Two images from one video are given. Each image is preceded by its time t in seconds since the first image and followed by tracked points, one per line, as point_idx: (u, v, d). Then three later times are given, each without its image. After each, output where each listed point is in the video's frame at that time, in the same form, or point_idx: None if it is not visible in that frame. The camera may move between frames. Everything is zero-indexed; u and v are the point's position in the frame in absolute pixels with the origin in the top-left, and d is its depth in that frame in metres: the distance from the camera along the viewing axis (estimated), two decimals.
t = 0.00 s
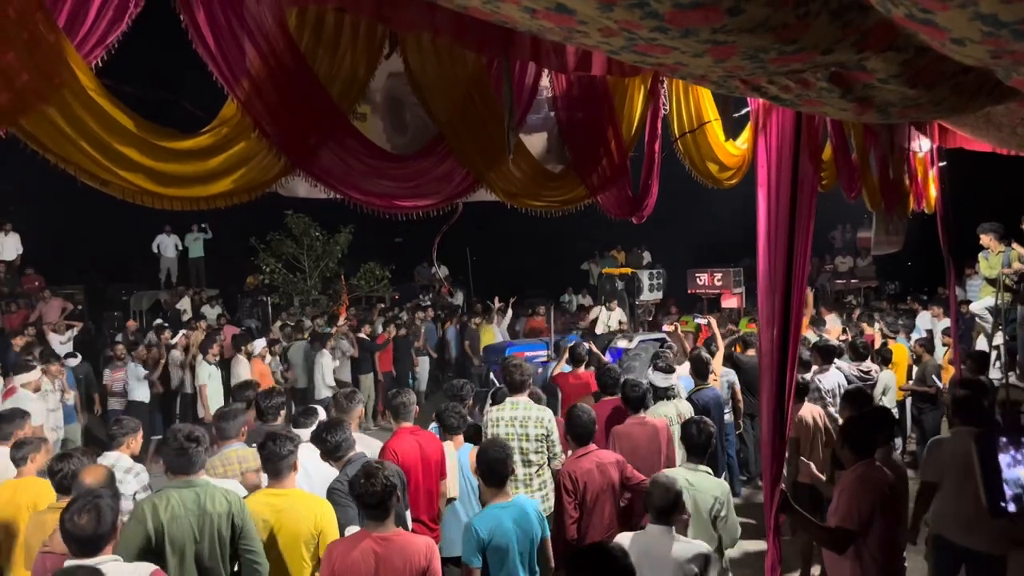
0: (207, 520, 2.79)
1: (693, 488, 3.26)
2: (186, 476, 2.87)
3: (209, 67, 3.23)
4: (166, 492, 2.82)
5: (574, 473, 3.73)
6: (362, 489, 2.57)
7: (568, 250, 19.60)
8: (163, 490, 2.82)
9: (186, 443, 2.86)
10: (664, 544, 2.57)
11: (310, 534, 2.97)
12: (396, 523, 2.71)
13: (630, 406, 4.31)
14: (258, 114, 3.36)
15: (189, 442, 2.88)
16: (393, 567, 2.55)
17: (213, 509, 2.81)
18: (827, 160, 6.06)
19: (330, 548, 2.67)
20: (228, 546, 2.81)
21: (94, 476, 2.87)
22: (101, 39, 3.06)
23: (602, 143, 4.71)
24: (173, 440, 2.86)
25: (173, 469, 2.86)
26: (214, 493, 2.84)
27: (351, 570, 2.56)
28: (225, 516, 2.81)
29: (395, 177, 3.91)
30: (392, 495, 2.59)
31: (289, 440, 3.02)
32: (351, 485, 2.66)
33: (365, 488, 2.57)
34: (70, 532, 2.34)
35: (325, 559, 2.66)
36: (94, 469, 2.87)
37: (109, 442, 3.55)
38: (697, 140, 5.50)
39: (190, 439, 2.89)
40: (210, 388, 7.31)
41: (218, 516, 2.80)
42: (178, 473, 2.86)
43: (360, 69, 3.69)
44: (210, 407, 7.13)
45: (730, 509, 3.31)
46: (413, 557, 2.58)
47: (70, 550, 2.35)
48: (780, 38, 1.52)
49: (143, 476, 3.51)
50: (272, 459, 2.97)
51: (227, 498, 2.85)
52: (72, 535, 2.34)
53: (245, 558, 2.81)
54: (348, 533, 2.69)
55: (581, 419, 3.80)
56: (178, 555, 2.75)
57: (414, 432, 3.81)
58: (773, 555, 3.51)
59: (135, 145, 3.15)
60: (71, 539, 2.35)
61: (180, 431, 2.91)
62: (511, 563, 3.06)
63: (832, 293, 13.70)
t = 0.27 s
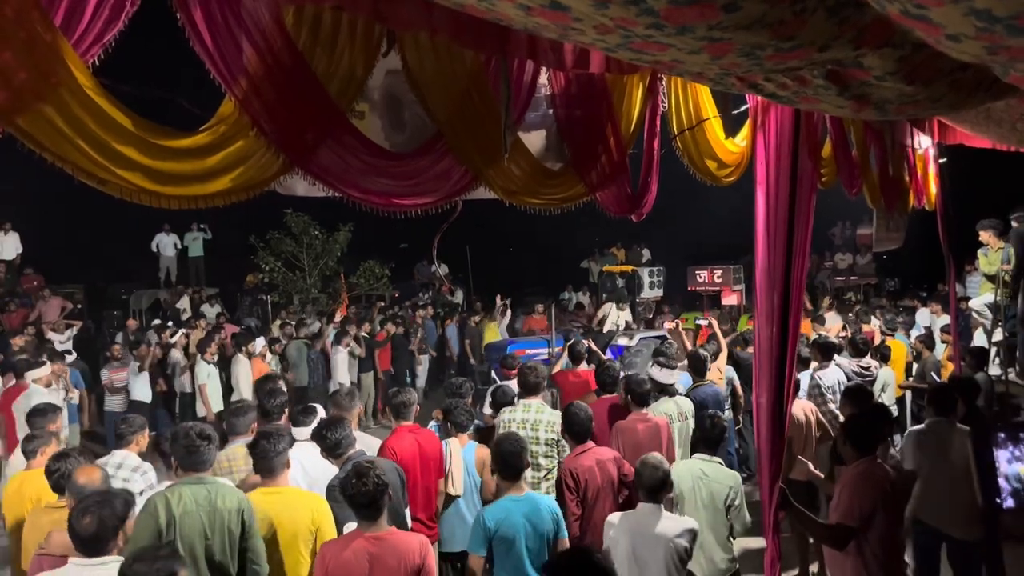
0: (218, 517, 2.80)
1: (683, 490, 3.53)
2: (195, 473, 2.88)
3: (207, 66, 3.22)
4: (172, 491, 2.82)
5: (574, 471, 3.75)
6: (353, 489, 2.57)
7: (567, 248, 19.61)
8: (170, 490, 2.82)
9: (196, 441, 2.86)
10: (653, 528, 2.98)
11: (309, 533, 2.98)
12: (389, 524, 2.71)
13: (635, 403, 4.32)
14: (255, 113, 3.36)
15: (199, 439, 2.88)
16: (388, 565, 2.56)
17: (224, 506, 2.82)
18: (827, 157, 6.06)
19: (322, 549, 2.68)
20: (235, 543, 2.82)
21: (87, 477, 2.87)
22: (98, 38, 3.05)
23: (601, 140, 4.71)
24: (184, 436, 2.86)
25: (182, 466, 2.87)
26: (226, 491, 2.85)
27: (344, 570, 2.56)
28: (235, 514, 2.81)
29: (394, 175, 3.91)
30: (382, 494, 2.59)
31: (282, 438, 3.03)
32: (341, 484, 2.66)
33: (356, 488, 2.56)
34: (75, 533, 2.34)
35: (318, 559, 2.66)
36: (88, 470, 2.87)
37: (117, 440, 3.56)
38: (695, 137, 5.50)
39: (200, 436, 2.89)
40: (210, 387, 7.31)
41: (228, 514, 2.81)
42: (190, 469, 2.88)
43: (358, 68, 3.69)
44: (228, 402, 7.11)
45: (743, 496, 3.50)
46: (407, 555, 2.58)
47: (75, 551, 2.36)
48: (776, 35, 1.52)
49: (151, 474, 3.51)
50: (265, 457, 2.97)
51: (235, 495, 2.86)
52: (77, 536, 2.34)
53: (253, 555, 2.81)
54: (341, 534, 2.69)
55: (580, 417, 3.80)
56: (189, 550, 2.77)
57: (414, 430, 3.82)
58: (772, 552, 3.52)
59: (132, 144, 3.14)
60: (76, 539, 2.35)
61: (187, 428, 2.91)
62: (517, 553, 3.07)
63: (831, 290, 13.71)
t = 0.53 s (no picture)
0: (223, 515, 2.84)
1: (694, 478, 3.77)
2: (196, 471, 2.93)
3: (201, 64, 3.22)
4: (175, 489, 2.86)
5: (572, 467, 3.77)
6: (345, 489, 2.57)
7: (566, 245, 19.62)
8: (172, 488, 2.86)
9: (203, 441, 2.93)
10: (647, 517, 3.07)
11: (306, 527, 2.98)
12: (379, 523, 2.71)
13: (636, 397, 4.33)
14: (250, 111, 3.35)
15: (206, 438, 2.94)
16: (381, 565, 2.56)
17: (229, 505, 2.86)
18: (824, 153, 6.06)
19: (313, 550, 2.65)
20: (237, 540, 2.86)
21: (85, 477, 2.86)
22: (91, 36, 3.05)
23: (597, 137, 4.70)
24: (190, 435, 2.92)
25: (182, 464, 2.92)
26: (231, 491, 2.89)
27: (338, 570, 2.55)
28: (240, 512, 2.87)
29: (390, 173, 3.90)
30: (375, 493, 2.59)
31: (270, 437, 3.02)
32: (332, 483, 2.66)
33: (348, 486, 2.57)
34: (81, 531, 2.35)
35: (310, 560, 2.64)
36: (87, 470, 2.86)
37: (126, 436, 3.56)
38: (692, 134, 5.49)
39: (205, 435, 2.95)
40: (209, 385, 7.30)
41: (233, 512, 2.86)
42: (195, 468, 2.92)
43: (353, 65, 3.68)
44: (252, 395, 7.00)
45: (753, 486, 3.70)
46: (400, 554, 2.59)
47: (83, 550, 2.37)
48: (768, 32, 1.52)
49: (162, 469, 3.51)
50: (253, 457, 2.96)
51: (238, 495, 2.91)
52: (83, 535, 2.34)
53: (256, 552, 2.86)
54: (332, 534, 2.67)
55: (577, 414, 3.81)
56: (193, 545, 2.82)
57: (411, 429, 3.83)
58: (770, 548, 3.52)
59: (127, 142, 3.14)
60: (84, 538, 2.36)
61: (191, 427, 2.95)
62: (530, 545, 3.07)
63: (830, 286, 13.72)
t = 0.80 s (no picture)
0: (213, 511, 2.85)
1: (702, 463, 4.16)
2: (184, 468, 2.96)
3: (191, 60, 3.21)
4: (166, 488, 2.89)
5: (568, 464, 3.77)
6: (341, 486, 2.56)
7: (562, 242, 19.62)
8: (163, 487, 2.89)
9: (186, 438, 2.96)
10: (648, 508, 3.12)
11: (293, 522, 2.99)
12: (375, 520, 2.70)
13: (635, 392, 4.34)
14: (240, 107, 3.34)
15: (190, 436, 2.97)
16: (378, 564, 2.55)
17: (218, 501, 2.87)
18: (818, 148, 6.07)
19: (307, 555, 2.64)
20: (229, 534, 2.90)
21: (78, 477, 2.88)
22: (79, 32, 3.04)
23: (590, 132, 4.70)
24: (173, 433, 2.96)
25: (168, 462, 2.95)
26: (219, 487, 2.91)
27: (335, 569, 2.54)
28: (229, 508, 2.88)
29: (383, 169, 3.89)
30: (370, 491, 2.59)
31: (256, 437, 3.02)
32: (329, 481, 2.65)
33: (345, 483, 2.56)
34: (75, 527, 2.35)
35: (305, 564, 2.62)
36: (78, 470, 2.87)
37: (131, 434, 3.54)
38: (686, 130, 5.49)
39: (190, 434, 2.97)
40: (205, 382, 7.27)
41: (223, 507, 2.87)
42: (179, 467, 2.97)
43: (344, 61, 3.67)
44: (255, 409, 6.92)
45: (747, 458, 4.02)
46: (398, 549, 2.59)
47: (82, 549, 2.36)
48: (759, 27, 1.51)
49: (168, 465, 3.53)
50: (236, 456, 2.95)
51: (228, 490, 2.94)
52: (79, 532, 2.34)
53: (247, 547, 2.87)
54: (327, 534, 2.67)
55: (574, 410, 3.80)
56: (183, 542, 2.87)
57: (406, 427, 3.82)
58: (766, 544, 3.53)
59: (116, 139, 3.12)
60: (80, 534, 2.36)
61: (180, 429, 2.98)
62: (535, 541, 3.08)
63: (825, 282, 13.73)
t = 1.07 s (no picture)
0: (197, 510, 2.92)
1: (706, 459, 4.21)
2: (168, 468, 3.01)
3: (182, 59, 3.20)
4: (148, 486, 2.96)
5: (563, 462, 3.79)
6: (352, 480, 2.57)
7: (556, 241, 19.61)
8: (146, 485, 2.96)
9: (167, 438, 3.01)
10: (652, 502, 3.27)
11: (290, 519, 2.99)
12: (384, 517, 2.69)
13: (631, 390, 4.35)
14: (231, 105, 3.33)
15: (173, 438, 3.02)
16: (385, 560, 2.55)
17: (201, 500, 2.94)
18: (812, 146, 6.09)
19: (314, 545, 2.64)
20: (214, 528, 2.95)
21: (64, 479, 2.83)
22: (69, 32, 3.02)
23: (584, 130, 4.69)
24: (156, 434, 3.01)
25: (151, 463, 3.00)
26: (202, 486, 2.97)
27: (340, 563, 2.54)
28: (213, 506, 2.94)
29: (375, 168, 3.89)
30: (382, 485, 2.59)
31: (249, 437, 2.99)
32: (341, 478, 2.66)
33: (355, 478, 2.57)
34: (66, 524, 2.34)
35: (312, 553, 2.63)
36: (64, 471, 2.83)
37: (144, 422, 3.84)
38: (680, 127, 5.51)
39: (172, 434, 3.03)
40: (200, 380, 7.25)
41: (207, 506, 2.93)
42: (159, 467, 3.01)
43: (336, 60, 3.67)
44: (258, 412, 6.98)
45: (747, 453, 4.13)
46: (403, 546, 2.58)
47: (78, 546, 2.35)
48: (752, 26, 1.51)
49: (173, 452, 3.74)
50: (230, 458, 2.94)
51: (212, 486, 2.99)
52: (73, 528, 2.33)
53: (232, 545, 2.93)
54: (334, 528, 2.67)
55: (570, 408, 3.82)
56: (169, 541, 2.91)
57: (401, 427, 3.82)
58: (761, 541, 3.53)
59: (106, 139, 3.11)
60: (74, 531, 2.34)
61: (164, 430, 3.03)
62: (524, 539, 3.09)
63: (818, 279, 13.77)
